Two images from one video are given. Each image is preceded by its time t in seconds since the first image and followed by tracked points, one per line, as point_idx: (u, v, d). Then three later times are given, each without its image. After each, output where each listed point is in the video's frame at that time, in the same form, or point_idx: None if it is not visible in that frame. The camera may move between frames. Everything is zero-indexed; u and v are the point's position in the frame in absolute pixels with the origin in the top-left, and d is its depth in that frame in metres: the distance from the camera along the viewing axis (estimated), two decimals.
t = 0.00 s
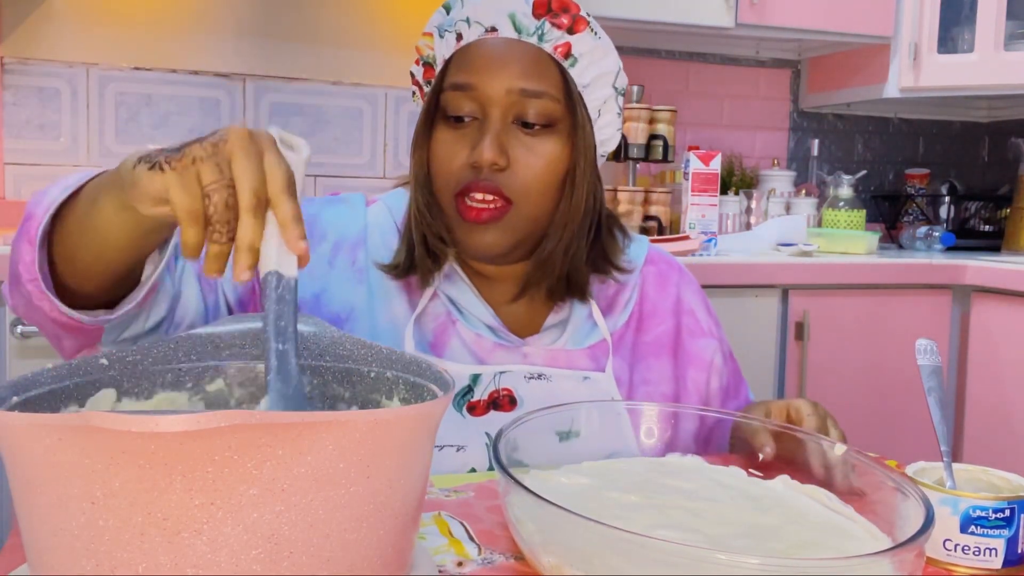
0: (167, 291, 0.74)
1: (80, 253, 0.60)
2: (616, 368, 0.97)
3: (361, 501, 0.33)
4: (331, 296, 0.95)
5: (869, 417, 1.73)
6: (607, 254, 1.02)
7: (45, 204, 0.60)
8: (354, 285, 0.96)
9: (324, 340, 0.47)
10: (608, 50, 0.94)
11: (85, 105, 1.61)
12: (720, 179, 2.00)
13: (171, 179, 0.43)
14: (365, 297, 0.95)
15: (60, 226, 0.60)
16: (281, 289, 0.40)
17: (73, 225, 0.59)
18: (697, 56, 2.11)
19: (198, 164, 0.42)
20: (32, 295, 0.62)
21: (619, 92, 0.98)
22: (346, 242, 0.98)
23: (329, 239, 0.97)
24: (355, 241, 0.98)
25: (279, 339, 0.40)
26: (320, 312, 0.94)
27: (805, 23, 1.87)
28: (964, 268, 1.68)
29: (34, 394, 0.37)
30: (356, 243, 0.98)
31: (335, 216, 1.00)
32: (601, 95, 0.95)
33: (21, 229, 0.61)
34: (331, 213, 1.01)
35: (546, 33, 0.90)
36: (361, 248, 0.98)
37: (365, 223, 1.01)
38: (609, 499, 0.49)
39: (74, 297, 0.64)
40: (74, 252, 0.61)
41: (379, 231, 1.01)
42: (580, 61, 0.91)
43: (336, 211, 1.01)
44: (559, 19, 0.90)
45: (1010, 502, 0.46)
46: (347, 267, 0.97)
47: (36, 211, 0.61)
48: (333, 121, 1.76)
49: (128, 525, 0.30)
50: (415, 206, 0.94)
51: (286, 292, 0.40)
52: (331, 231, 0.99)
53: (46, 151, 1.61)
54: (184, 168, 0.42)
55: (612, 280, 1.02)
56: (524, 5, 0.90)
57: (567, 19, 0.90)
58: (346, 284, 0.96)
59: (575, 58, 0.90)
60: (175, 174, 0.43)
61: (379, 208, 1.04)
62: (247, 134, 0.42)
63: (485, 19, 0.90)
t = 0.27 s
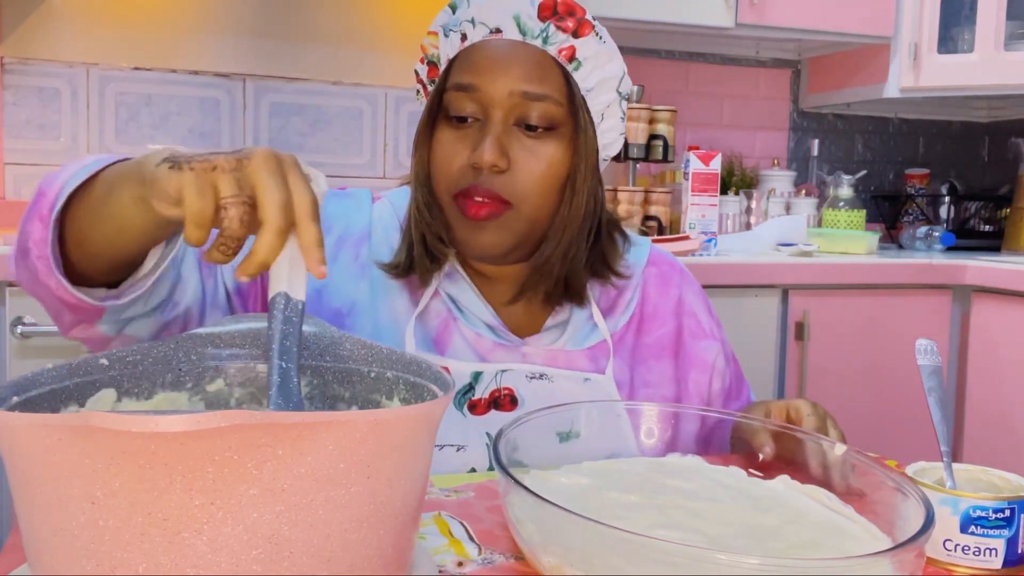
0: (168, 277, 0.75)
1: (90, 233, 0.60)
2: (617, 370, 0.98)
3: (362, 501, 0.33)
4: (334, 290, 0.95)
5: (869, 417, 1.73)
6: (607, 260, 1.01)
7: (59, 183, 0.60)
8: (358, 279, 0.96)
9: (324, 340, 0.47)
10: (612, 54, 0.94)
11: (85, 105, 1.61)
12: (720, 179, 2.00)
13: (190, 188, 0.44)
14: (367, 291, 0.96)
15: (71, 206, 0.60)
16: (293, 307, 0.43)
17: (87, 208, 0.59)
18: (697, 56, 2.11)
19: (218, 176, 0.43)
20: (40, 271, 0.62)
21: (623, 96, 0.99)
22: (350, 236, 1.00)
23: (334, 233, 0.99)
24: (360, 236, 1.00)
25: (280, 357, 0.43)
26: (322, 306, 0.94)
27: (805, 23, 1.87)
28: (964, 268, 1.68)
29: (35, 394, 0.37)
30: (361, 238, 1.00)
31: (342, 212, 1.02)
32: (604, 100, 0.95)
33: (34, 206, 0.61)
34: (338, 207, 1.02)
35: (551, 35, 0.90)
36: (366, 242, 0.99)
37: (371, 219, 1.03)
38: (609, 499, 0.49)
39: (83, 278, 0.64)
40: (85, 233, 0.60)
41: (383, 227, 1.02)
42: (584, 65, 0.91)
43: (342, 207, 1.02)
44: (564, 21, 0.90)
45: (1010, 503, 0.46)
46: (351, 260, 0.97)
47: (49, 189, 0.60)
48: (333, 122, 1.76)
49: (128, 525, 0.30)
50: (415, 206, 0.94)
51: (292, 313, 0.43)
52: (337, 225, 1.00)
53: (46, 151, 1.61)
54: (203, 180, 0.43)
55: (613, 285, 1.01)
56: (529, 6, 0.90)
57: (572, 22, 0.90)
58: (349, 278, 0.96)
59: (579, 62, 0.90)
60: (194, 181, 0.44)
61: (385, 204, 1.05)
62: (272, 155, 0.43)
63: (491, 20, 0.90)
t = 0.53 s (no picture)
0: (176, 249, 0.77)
1: (105, 188, 0.61)
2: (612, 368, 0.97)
3: (361, 501, 0.33)
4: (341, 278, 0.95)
5: (869, 417, 1.73)
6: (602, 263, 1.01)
7: (90, 134, 0.62)
8: (366, 267, 0.97)
9: (324, 339, 0.47)
10: (614, 56, 0.94)
11: (85, 105, 1.61)
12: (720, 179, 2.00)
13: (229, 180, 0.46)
14: (376, 280, 0.96)
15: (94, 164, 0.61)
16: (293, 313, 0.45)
17: (112, 170, 0.61)
18: (697, 56, 2.11)
19: (262, 181, 0.44)
20: (49, 217, 0.62)
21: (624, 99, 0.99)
22: (361, 228, 1.01)
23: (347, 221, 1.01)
24: (372, 228, 1.01)
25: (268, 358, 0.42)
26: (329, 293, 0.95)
27: (805, 23, 1.87)
28: (964, 268, 1.68)
29: (35, 394, 0.37)
30: (373, 230, 1.01)
31: (356, 203, 1.03)
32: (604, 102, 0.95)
33: (57, 154, 0.62)
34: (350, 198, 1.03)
35: (552, 36, 0.90)
36: (378, 233, 1.01)
37: (383, 212, 1.04)
38: (609, 499, 0.49)
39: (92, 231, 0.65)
40: (102, 188, 0.61)
41: (394, 220, 1.03)
42: (585, 66, 0.91)
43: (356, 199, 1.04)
44: (566, 22, 0.90)
45: (1010, 503, 0.46)
46: (360, 250, 0.99)
47: (76, 140, 0.62)
48: (333, 122, 1.76)
49: (129, 525, 0.30)
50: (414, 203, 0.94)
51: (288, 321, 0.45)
52: (348, 214, 1.02)
53: (46, 151, 1.61)
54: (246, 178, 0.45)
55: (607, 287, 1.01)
56: (531, 6, 0.90)
57: (574, 23, 0.90)
58: (357, 267, 0.97)
59: (580, 63, 0.91)
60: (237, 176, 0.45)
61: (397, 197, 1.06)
62: (316, 169, 0.45)
63: (492, 18, 0.91)
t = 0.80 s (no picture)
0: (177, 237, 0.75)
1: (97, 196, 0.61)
2: (612, 368, 0.97)
3: (361, 501, 0.33)
4: (340, 275, 0.96)
5: (870, 417, 1.73)
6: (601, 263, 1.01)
7: (77, 145, 0.61)
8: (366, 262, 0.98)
9: (325, 339, 0.47)
10: (615, 58, 0.94)
11: (85, 105, 1.61)
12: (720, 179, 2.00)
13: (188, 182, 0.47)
14: (374, 274, 0.97)
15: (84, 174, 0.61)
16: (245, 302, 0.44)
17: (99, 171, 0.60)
18: (697, 55, 2.11)
19: (219, 178, 0.46)
20: (48, 225, 0.62)
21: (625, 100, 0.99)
22: (362, 224, 1.02)
23: (348, 217, 1.01)
24: (372, 225, 1.02)
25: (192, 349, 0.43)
26: (329, 289, 0.95)
27: (805, 23, 1.87)
28: (964, 268, 1.68)
29: (34, 394, 0.37)
30: (372, 227, 1.02)
31: (356, 200, 1.03)
32: (605, 104, 0.95)
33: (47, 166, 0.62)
34: (353, 194, 1.04)
35: (553, 37, 0.90)
36: (377, 230, 1.02)
37: (383, 210, 1.04)
38: (608, 498, 0.49)
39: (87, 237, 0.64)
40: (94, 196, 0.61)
41: (394, 219, 1.03)
42: (586, 68, 0.91)
43: (356, 195, 1.04)
44: (568, 23, 0.90)
45: (1010, 503, 0.46)
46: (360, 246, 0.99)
47: (65, 151, 0.61)
48: (333, 122, 1.76)
49: (129, 524, 0.30)
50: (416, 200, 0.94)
51: (229, 306, 0.44)
52: (350, 210, 1.02)
53: (46, 151, 1.61)
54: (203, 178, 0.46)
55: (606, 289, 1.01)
56: (533, 7, 0.90)
57: (575, 24, 0.90)
58: (359, 263, 0.97)
59: (581, 64, 0.91)
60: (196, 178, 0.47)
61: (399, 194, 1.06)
62: (270, 162, 0.46)
63: (494, 18, 0.90)
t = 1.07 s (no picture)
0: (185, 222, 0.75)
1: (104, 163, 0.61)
2: (611, 366, 0.97)
3: (362, 501, 0.33)
4: (347, 268, 0.96)
5: (870, 417, 1.73)
6: (598, 264, 1.01)
7: (94, 110, 0.61)
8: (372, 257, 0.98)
9: (325, 339, 0.47)
10: (612, 58, 0.94)
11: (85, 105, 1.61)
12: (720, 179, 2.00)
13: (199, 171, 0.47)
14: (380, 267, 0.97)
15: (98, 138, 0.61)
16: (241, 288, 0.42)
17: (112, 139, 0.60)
18: (697, 55, 2.11)
19: (226, 163, 0.46)
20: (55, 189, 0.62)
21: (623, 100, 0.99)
22: (372, 217, 1.02)
23: (358, 210, 1.01)
24: (382, 218, 1.02)
25: (188, 342, 0.40)
26: (336, 282, 0.95)
27: (805, 23, 1.87)
28: (964, 269, 1.68)
29: (35, 394, 0.37)
30: (382, 220, 1.02)
31: (368, 191, 1.03)
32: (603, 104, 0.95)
33: (63, 126, 0.62)
34: (364, 185, 1.03)
35: (550, 38, 0.90)
36: (387, 224, 1.02)
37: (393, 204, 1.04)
38: (608, 498, 0.49)
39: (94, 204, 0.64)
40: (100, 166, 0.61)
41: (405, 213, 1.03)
42: (583, 69, 0.91)
43: (369, 186, 1.04)
44: (565, 24, 0.90)
45: (1010, 502, 0.46)
46: (369, 239, 0.99)
47: (82, 112, 0.61)
48: (333, 122, 1.76)
49: (129, 525, 0.30)
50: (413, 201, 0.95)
51: (228, 296, 0.41)
52: (361, 202, 1.02)
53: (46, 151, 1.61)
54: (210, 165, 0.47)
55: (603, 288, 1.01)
56: (530, 7, 0.90)
57: (572, 25, 0.90)
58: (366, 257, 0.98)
59: (577, 65, 0.90)
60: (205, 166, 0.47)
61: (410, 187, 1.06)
62: (278, 150, 0.46)
63: (491, 19, 0.91)
